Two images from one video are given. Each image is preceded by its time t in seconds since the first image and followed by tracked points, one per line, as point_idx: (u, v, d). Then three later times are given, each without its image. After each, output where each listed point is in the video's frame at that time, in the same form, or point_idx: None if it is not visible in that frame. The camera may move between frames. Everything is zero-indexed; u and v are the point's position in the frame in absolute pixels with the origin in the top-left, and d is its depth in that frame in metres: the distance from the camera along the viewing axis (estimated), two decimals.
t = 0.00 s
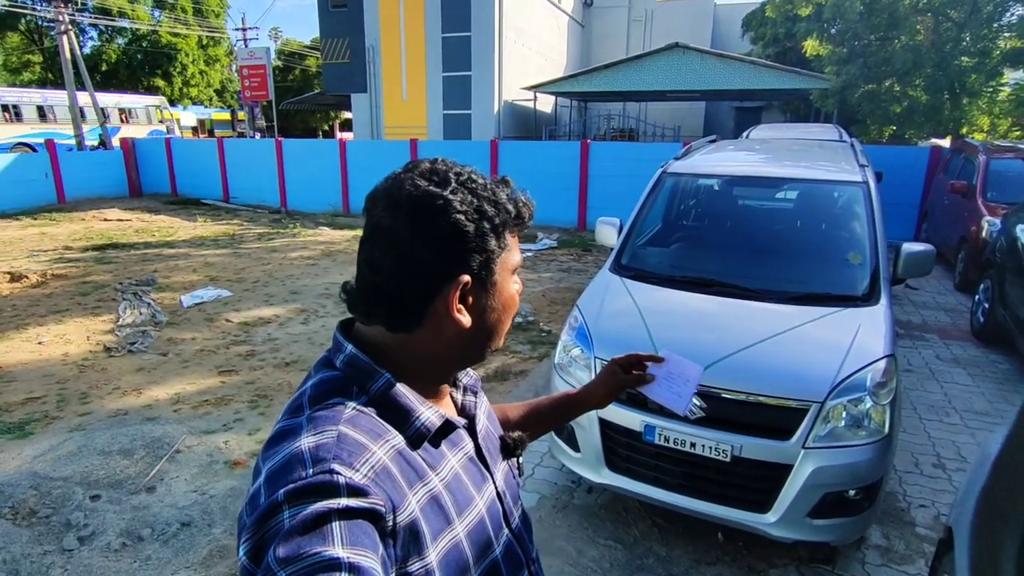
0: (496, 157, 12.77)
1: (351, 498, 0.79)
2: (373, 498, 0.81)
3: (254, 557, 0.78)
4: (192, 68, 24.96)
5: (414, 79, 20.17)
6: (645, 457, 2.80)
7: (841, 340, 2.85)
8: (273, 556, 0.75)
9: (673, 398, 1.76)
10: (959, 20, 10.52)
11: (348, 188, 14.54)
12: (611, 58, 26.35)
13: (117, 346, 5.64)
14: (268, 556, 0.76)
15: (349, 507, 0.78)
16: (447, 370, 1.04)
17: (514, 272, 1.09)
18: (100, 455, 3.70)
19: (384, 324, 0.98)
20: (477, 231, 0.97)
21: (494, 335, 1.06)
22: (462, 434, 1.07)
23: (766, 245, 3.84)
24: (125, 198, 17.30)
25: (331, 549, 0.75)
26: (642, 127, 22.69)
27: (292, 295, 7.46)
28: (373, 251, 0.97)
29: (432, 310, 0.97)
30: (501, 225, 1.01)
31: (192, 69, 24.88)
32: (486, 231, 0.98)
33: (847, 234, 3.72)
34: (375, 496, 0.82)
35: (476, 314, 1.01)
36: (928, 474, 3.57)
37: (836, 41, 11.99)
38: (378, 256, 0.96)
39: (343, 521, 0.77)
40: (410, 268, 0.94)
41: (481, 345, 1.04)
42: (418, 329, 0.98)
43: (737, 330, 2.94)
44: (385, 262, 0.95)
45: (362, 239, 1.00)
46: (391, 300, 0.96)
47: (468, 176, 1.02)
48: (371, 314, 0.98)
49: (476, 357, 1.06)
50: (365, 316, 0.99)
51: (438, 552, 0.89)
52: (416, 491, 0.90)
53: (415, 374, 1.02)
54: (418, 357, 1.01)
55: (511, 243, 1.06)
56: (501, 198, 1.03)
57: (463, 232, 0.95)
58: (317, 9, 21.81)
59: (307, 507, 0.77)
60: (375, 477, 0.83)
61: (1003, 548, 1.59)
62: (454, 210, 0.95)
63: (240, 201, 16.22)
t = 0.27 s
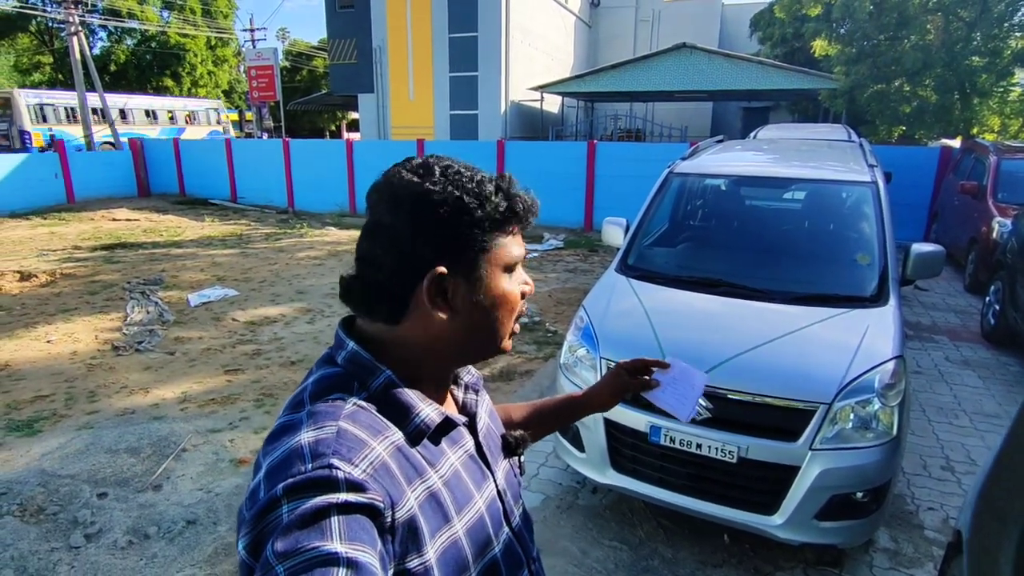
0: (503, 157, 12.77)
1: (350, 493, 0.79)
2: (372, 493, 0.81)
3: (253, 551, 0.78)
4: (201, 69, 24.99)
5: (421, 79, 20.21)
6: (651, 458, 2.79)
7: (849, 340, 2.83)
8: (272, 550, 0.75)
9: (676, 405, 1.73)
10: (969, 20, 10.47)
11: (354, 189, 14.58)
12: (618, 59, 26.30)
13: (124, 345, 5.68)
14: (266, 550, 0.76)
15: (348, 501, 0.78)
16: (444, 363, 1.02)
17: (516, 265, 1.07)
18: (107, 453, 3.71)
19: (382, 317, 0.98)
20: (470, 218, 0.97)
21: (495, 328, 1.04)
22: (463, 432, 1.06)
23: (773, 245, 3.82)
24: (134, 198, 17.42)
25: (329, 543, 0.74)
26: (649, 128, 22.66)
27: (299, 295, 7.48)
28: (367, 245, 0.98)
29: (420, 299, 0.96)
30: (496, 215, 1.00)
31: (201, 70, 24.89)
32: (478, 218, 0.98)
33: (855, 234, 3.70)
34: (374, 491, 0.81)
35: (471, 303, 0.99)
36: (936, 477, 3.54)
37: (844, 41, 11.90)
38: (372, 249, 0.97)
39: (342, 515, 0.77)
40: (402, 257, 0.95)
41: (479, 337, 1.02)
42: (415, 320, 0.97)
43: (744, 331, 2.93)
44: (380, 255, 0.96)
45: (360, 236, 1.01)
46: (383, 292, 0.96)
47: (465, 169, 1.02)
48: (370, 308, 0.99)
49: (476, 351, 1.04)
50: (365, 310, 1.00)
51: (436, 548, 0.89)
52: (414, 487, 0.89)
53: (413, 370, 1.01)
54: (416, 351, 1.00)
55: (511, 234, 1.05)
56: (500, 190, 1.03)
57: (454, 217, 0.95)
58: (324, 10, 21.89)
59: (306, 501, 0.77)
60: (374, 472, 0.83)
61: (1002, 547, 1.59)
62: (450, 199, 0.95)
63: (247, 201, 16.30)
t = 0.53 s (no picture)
0: (508, 158, 12.77)
1: (351, 478, 0.79)
2: (372, 480, 0.81)
3: (254, 534, 0.79)
4: (209, 71, 25.06)
5: (427, 81, 20.26)
6: (656, 458, 2.78)
7: (855, 341, 2.82)
8: (275, 532, 0.75)
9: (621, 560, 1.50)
10: (978, 21, 10.48)
11: (361, 191, 14.63)
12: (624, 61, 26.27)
13: (132, 344, 5.71)
14: (269, 532, 0.77)
15: (350, 486, 0.78)
16: (409, 346, 1.00)
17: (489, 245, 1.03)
18: (115, 452, 3.74)
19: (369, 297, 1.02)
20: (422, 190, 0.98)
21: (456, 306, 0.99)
22: (466, 429, 1.07)
23: (779, 246, 3.81)
24: (142, 199, 17.53)
25: (332, 527, 0.75)
26: (656, 130, 22.62)
27: (305, 295, 7.51)
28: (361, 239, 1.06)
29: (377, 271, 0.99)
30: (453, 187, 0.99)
31: (209, 72, 24.97)
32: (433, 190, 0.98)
33: (862, 235, 3.68)
34: (374, 478, 0.82)
35: (424, 276, 0.97)
36: (944, 479, 3.52)
37: (852, 43, 11.84)
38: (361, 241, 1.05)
39: (343, 499, 0.77)
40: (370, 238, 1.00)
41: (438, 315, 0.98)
42: (390, 296, 0.99)
43: (749, 332, 2.92)
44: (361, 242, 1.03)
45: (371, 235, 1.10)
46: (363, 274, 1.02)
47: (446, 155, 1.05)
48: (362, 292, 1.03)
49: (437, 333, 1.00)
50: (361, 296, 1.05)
51: (433, 540, 0.89)
52: (413, 479, 0.89)
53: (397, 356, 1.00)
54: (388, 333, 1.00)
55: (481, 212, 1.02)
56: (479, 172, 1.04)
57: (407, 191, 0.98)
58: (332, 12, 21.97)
59: (308, 485, 0.78)
60: (374, 460, 0.84)
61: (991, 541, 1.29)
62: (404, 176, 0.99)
63: (254, 202, 16.38)
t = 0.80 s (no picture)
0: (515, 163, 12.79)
1: (365, 463, 0.81)
2: (384, 466, 0.83)
3: (269, 513, 0.81)
4: (217, 77, 25.18)
5: (434, 87, 20.34)
6: (663, 461, 2.77)
7: (864, 345, 2.81)
8: (289, 512, 0.77)
9: None
10: (987, 26, 10.46)
11: (368, 195, 14.69)
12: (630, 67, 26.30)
13: (141, 347, 5.74)
14: (283, 513, 0.78)
15: (363, 471, 0.80)
16: (423, 339, 1.00)
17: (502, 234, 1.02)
18: (123, 453, 3.75)
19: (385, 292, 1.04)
20: (434, 182, 0.99)
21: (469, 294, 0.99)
22: (482, 424, 1.07)
23: (787, 250, 3.80)
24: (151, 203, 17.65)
25: (345, 510, 0.76)
26: (662, 135, 22.63)
27: (312, 299, 7.53)
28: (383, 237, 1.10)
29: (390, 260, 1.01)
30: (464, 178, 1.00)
31: (217, 78, 25.10)
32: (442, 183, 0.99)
33: (871, 239, 3.66)
34: (387, 464, 0.83)
35: (435, 268, 0.98)
36: (953, 485, 3.49)
37: (859, 48, 11.81)
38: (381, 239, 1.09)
39: (356, 485, 0.79)
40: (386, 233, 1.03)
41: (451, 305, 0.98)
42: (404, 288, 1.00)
43: (757, 335, 2.91)
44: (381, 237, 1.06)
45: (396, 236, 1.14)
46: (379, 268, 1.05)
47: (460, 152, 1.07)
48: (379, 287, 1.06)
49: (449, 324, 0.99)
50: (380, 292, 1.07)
51: (442, 531, 0.90)
52: (425, 469, 0.90)
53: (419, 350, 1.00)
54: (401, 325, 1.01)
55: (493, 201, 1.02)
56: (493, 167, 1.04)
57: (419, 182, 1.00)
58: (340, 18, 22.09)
59: (322, 469, 0.79)
60: (387, 447, 0.85)
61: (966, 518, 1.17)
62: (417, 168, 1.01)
63: (262, 206, 16.46)
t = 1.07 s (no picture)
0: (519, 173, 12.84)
1: (389, 469, 0.82)
2: (407, 472, 0.84)
3: (295, 517, 0.83)
4: (224, 87, 25.36)
5: (439, 97, 20.46)
6: (671, 472, 2.77)
7: (871, 356, 2.81)
8: (317, 516, 0.79)
9: None
10: (990, 37, 10.50)
11: (373, 205, 14.76)
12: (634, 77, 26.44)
13: (147, 356, 5.76)
14: (310, 516, 0.80)
15: (387, 476, 0.82)
16: (447, 347, 1.01)
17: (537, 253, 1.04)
18: (131, 461, 3.76)
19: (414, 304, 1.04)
20: (472, 199, 0.99)
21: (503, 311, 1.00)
22: (497, 433, 1.08)
23: (793, 261, 3.80)
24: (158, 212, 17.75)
25: (371, 514, 0.78)
26: (665, 145, 22.71)
27: (318, 308, 7.56)
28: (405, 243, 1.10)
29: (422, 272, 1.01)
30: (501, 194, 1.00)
31: (224, 88, 25.27)
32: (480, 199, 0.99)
33: (877, 251, 3.67)
34: (409, 471, 0.85)
35: (471, 285, 0.99)
36: (963, 497, 3.48)
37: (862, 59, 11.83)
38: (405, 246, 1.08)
39: (381, 490, 0.80)
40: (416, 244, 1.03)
41: (486, 319, 1.00)
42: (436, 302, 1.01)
43: (763, 346, 2.91)
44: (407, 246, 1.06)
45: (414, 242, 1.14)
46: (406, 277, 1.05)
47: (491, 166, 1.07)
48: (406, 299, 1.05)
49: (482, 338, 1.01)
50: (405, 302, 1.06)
51: (461, 537, 0.91)
52: (445, 477, 0.91)
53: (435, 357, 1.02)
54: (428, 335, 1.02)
55: (528, 220, 1.03)
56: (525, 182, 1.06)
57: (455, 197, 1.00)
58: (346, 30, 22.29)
59: (348, 475, 0.81)
60: (410, 453, 0.87)
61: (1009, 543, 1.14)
62: (452, 183, 1.01)
63: (267, 215, 16.54)
